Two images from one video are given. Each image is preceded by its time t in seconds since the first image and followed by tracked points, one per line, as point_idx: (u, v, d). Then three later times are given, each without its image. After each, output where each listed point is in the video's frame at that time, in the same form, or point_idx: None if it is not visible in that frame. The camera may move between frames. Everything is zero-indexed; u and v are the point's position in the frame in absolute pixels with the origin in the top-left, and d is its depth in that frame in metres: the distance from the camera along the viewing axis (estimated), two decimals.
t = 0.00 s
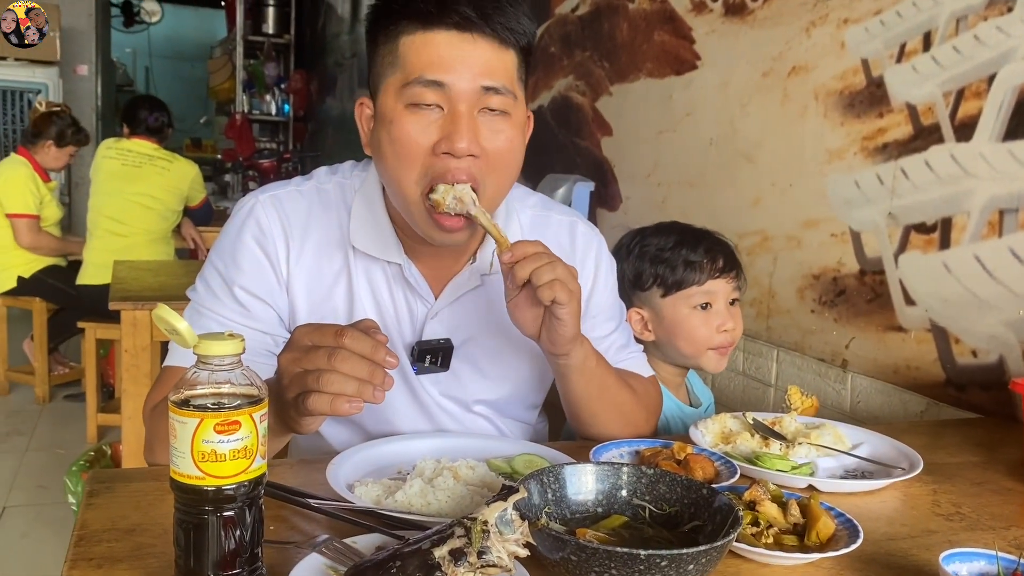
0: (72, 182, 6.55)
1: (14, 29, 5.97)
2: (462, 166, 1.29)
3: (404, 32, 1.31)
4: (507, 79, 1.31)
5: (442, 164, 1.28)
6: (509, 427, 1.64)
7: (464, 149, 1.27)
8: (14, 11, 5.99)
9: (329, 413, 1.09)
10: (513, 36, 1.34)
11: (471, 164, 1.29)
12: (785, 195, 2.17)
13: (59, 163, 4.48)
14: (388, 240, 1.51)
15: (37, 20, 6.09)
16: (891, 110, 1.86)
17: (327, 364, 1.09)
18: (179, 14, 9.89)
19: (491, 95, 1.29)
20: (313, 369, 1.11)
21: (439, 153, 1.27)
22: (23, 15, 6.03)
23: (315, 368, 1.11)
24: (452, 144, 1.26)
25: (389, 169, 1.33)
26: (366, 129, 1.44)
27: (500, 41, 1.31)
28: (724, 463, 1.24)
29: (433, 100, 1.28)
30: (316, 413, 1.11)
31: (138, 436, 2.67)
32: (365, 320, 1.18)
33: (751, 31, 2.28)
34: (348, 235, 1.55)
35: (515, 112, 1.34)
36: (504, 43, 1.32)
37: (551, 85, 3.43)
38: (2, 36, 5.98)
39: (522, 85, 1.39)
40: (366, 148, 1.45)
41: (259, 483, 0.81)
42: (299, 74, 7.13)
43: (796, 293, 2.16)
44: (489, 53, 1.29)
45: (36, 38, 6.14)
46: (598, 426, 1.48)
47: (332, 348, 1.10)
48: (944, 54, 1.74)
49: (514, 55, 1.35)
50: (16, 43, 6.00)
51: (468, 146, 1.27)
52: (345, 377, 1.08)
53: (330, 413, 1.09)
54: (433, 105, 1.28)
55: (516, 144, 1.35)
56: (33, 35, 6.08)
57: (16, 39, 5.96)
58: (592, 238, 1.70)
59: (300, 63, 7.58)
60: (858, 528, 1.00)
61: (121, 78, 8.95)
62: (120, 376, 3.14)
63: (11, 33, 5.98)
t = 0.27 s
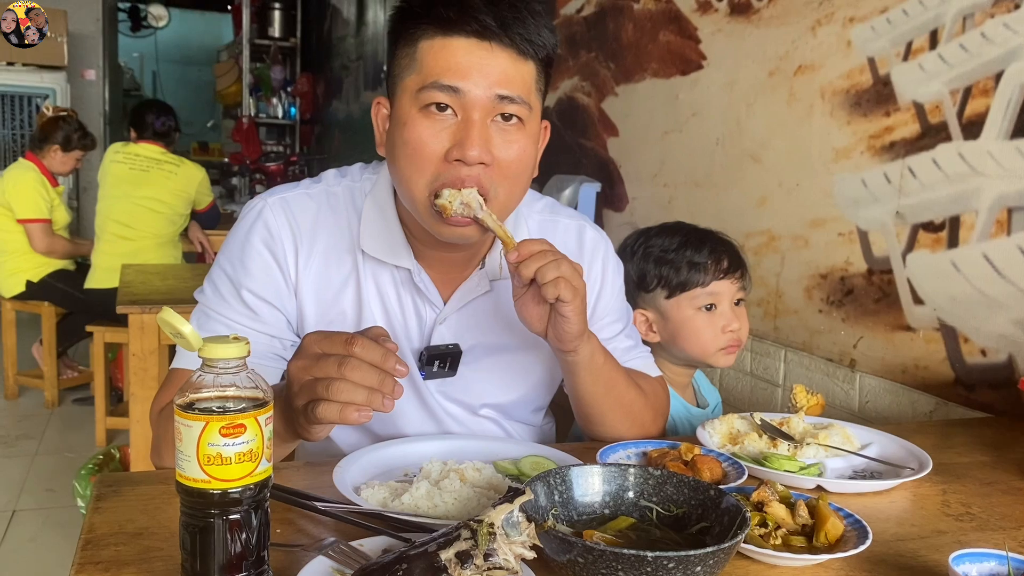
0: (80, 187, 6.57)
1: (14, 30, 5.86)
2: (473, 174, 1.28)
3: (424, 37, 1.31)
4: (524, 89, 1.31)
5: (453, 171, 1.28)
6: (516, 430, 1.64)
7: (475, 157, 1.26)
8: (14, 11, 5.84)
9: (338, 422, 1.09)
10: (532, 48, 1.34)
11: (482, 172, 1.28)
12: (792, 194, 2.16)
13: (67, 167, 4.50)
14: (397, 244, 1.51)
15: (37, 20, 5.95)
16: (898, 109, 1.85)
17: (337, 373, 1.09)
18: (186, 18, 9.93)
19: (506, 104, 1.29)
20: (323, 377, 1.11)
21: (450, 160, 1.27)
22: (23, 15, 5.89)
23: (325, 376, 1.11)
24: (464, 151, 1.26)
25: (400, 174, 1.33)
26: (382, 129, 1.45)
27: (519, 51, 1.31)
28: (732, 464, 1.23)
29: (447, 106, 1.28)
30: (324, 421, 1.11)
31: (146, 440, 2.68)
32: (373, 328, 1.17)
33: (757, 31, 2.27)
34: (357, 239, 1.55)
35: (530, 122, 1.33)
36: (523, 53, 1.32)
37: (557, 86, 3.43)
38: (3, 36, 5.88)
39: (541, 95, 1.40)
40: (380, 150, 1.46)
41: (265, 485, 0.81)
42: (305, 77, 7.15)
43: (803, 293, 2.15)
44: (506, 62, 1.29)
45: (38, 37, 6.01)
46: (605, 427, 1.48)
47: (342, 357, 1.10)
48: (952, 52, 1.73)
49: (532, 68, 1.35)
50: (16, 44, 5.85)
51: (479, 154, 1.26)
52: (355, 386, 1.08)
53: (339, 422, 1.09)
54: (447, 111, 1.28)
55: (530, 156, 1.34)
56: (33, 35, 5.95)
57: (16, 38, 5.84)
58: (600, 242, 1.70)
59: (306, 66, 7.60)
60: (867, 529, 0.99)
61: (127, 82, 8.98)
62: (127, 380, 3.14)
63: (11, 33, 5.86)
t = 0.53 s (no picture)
0: (85, 192, 6.61)
1: (14, 29, 5.96)
2: (469, 183, 1.29)
3: (417, 44, 1.32)
4: (518, 96, 1.31)
5: (450, 180, 1.29)
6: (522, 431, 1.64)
7: (470, 167, 1.27)
8: (15, 11, 6.10)
9: (340, 425, 1.09)
10: (526, 56, 1.33)
11: (478, 180, 1.29)
12: (796, 195, 2.16)
13: (72, 172, 4.52)
14: (402, 247, 1.52)
15: (37, 20, 6.06)
16: (902, 109, 1.85)
17: (339, 376, 1.09)
18: (190, 22, 9.98)
19: (500, 113, 1.29)
20: (325, 381, 1.11)
21: (447, 169, 1.28)
22: (23, 15, 6.08)
23: (327, 380, 1.11)
24: (459, 161, 1.27)
25: (400, 183, 1.34)
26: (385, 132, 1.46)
27: (512, 60, 1.31)
28: (737, 465, 1.23)
29: (442, 116, 1.28)
30: (326, 424, 1.11)
31: (152, 443, 2.69)
32: (376, 331, 1.18)
33: (760, 31, 2.28)
34: (362, 242, 1.55)
35: (526, 128, 1.34)
36: (517, 60, 1.32)
37: (561, 87, 3.44)
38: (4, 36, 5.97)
39: (539, 98, 1.40)
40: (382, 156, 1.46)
41: (272, 489, 0.82)
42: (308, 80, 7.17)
43: (808, 293, 2.15)
44: (499, 70, 1.29)
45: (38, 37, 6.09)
46: (610, 429, 1.48)
47: (344, 360, 1.10)
48: (955, 51, 1.72)
49: (527, 75, 1.34)
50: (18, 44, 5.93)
51: (474, 163, 1.27)
52: (356, 389, 1.08)
53: (341, 425, 1.09)
54: (442, 121, 1.28)
55: (526, 162, 1.35)
56: (32, 35, 6.02)
57: (16, 39, 5.91)
58: (604, 244, 1.70)
59: (310, 70, 7.62)
60: (873, 530, 0.99)
61: (132, 87, 9.02)
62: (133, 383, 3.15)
63: (11, 33, 5.96)
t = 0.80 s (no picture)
0: (88, 196, 6.64)
1: (14, 30, 6.03)
2: (463, 188, 1.30)
3: (414, 50, 1.33)
4: (512, 103, 1.31)
5: (444, 186, 1.30)
6: (525, 433, 1.65)
7: (462, 173, 1.28)
8: (15, 11, 6.22)
9: (344, 428, 1.10)
10: (519, 62, 1.33)
11: (472, 186, 1.30)
12: (798, 197, 2.17)
13: (75, 176, 4.53)
14: (404, 251, 1.52)
15: (37, 19, 6.14)
16: (902, 111, 1.85)
17: (343, 380, 1.10)
18: (192, 26, 10.03)
19: (493, 121, 1.30)
20: (329, 384, 1.12)
21: (441, 175, 1.29)
22: (23, 15, 6.19)
23: (331, 383, 1.12)
24: (451, 167, 1.28)
25: (397, 187, 1.36)
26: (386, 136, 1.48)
27: (504, 67, 1.31)
28: (740, 467, 1.24)
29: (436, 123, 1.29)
30: (331, 427, 1.12)
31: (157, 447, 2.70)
32: (380, 335, 1.18)
33: (761, 34, 2.28)
34: (365, 246, 1.56)
35: (521, 134, 1.34)
36: (511, 67, 1.32)
37: (562, 90, 3.45)
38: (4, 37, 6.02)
39: (536, 104, 1.40)
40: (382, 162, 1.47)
41: (279, 492, 0.82)
42: (311, 84, 7.19)
43: (810, 295, 2.15)
44: (492, 78, 1.29)
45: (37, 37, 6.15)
46: (613, 432, 1.48)
47: (348, 364, 1.11)
48: (956, 54, 1.73)
49: (521, 81, 1.34)
50: (17, 43, 5.98)
51: (467, 170, 1.28)
52: (360, 393, 1.09)
53: (345, 428, 1.10)
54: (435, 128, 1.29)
55: (521, 167, 1.35)
56: (32, 35, 6.09)
57: (16, 39, 5.97)
58: (605, 247, 1.71)
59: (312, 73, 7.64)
60: (875, 531, 0.99)
61: (135, 90, 9.05)
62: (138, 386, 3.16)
63: (11, 33, 6.01)
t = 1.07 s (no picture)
0: (89, 199, 6.64)
1: (15, 29, 6.01)
2: (459, 193, 1.31)
3: (415, 55, 1.33)
4: (511, 112, 1.31)
5: (441, 189, 1.30)
6: (528, 435, 1.65)
7: (459, 177, 1.28)
8: (15, 11, 6.20)
9: (343, 431, 1.10)
10: (519, 70, 1.33)
11: (468, 191, 1.31)
12: (797, 199, 2.17)
13: (75, 180, 4.53)
14: (405, 253, 1.53)
15: (37, 20, 6.12)
16: (902, 113, 1.86)
17: (343, 382, 1.10)
18: (192, 29, 10.04)
19: (492, 129, 1.29)
20: (330, 387, 1.12)
21: (438, 179, 1.30)
22: (23, 15, 6.18)
23: (331, 386, 1.12)
24: (449, 171, 1.28)
25: (398, 188, 1.37)
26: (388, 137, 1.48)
27: (504, 75, 1.31)
28: (741, 468, 1.24)
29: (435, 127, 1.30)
30: (331, 430, 1.12)
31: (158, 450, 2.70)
32: (380, 337, 1.19)
33: (761, 37, 2.29)
34: (367, 248, 1.57)
35: (520, 142, 1.34)
36: (511, 76, 1.31)
37: (562, 93, 3.45)
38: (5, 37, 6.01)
39: (536, 110, 1.40)
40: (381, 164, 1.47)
41: (282, 494, 0.83)
42: (311, 86, 7.20)
43: (810, 297, 2.16)
44: (492, 86, 1.29)
45: (38, 37, 6.10)
46: (614, 434, 1.48)
47: (348, 367, 1.11)
48: (955, 56, 1.74)
49: (522, 90, 1.34)
50: (17, 43, 5.96)
51: (463, 174, 1.28)
52: (360, 396, 1.10)
53: (344, 431, 1.10)
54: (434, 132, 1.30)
55: (519, 174, 1.35)
56: (32, 35, 6.05)
57: (17, 39, 5.96)
58: (605, 249, 1.71)
59: (312, 76, 7.64)
60: (876, 532, 1.00)
61: (134, 93, 9.05)
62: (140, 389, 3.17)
63: (12, 33, 6.00)
